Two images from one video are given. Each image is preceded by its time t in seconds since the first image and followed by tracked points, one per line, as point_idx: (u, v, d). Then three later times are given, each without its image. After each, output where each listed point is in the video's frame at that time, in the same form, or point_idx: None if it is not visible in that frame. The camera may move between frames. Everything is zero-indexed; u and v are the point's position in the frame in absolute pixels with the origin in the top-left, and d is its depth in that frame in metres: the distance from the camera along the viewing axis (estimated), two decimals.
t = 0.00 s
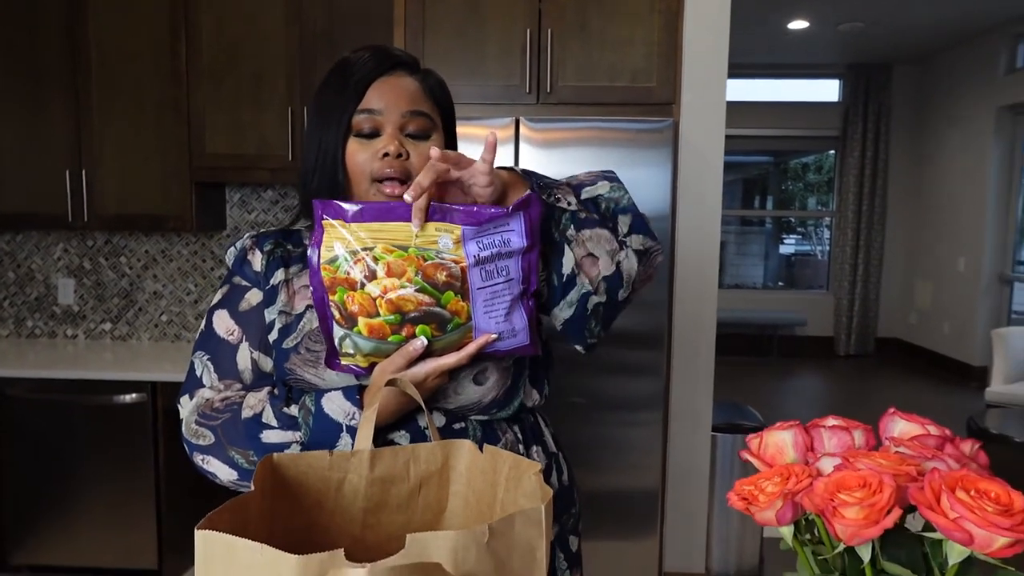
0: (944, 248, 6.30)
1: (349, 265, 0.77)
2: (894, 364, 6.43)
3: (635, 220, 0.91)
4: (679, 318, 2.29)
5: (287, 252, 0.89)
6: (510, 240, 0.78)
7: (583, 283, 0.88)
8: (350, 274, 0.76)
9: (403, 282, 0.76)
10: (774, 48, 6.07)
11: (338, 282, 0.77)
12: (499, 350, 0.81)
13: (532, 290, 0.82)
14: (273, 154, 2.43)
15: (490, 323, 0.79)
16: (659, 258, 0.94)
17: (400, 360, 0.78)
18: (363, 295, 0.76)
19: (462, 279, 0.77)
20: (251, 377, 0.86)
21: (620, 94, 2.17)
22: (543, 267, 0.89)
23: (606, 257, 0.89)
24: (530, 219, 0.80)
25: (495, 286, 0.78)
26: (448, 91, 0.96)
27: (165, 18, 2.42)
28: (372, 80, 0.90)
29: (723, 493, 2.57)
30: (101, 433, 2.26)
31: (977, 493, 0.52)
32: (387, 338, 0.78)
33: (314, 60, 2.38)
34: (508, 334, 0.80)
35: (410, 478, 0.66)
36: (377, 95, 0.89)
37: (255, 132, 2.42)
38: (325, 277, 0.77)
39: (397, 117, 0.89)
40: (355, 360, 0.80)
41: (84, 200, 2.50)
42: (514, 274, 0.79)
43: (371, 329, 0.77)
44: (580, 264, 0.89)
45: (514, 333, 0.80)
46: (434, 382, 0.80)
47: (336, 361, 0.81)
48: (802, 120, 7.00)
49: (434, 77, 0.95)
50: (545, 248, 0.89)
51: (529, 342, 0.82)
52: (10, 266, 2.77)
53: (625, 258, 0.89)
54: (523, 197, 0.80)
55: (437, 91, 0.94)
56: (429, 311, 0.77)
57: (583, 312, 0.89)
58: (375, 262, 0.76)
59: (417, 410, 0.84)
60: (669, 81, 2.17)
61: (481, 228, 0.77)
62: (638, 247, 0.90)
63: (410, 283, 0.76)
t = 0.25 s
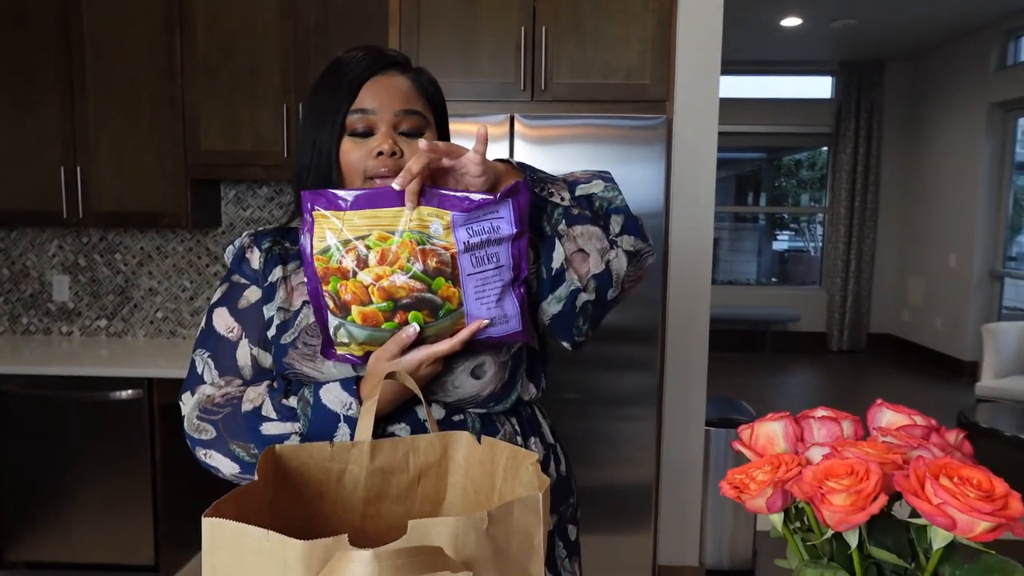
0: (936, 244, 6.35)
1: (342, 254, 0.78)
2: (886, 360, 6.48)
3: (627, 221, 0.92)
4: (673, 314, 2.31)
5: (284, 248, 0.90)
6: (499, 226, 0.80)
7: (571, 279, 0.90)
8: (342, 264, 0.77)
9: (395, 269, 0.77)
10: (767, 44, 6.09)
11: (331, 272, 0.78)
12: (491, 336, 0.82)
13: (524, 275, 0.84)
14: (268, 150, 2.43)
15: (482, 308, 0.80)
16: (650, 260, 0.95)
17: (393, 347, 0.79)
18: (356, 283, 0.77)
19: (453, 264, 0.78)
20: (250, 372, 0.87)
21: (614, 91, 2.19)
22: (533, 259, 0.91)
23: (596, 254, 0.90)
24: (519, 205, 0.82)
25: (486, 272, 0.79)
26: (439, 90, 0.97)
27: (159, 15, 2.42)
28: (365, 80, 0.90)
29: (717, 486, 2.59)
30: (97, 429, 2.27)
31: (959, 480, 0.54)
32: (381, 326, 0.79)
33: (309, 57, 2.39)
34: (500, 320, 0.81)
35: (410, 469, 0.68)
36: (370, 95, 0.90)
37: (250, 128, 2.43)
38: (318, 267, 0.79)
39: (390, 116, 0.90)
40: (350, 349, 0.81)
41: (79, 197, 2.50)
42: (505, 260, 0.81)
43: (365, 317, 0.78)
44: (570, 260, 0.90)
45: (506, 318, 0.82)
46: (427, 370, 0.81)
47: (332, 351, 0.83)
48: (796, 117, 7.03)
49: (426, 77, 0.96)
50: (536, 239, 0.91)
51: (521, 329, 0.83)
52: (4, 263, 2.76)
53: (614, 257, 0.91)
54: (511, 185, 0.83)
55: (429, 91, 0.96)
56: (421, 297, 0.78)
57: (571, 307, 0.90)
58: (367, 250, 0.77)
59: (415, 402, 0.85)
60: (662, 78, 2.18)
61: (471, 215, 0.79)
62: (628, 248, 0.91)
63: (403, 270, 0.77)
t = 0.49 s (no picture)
0: (928, 241, 6.39)
1: (339, 255, 0.79)
2: (879, 356, 6.53)
3: (634, 242, 0.94)
4: (667, 311, 2.33)
5: (285, 247, 0.91)
6: (494, 227, 0.80)
7: (572, 283, 0.91)
8: (340, 265, 0.79)
9: (392, 271, 0.78)
10: (761, 42, 6.11)
11: (330, 273, 0.79)
12: (488, 335, 0.84)
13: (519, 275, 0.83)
14: (264, 148, 2.44)
15: (478, 308, 0.81)
16: (647, 288, 0.97)
17: (392, 346, 0.81)
18: (355, 285, 0.78)
19: (448, 266, 0.79)
20: (252, 369, 0.88)
21: (609, 90, 2.21)
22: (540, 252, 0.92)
23: (600, 265, 0.91)
24: (513, 205, 0.81)
25: (481, 272, 0.80)
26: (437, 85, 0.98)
27: (155, 13, 2.42)
28: (361, 77, 0.92)
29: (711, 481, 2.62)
30: (94, 427, 2.27)
31: (943, 469, 0.56)
32: (379, 326, 0.80)
33: (305, 55, 2.39)
34: (495, 319, 0.82)
35: (410, 461, 0.69)
36: (367, 91, 0.91)
37: (246, 127, 2.43)
38: (317, 268, 0.80)
39: (387, 110, 0.91)
40: (350, 348, 0.82)
41: (74, 195, 2.50)
42: (500, 261, 0.81)
43: (362, 318, 0.79)
44: (574, 263, 0.91)
45: (501, 317, 0.83)
46: (426, 367, 0.84)
47: (331, 350, 0.84)
48: (789, 114, 7.07)
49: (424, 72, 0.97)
50: (545, 235, 0.92)
51: (515, 327, 0.84)
52: None
53: (616, 272, 0.92)
54: (507, 186, 0.81)
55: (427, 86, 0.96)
56: (418, 298, 0.79)
57: (566, 312, 0.92)
58: (364, 252, 0.77)
59: (415, 398, 0.87)
60: (656, 77, 2.20)
61: (467, 217, 0.79)
62: (630, 267, 0.93)
63: (399, 271, 0.78)
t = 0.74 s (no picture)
0: (923, 238, 6.43)
1: (342, 256, 0.81)
2: (874, 353, 6.57)
3: (650, 322, 0.99)
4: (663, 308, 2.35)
5: (286, 243, 0.93)
6: (494, 230, 0.82)
7: (587, 344, 0.97)
8: (342, 266, 0.80)
9: (394, 273, 0.80)
10: (756, 41, 6.14)
11: (331, 274, 0.81)
12: (486, 335, 0.85)
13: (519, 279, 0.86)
14: (262, 147, 2.45)
15: (477, 309, 0.83)
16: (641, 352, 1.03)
17: (392, 346, 0.81)
18: (357, 286, 0.80)
19: (449, 268, 0.81)
20: (254, 364, 0.90)
21: (605, 89, 2.22)
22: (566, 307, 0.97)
23: (615, 335, 0.96)
24: (515, 212, 0.83)
25: (481, 274, 0.82)
26: (430, 80, 0.99)
27: (153, 12, 2.43)
28: (353, 76, 0.94)
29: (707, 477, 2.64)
30: (93, 425, 2.28)
31: (928, 457, 0.58)
32: (380, 326, 0.82)
33: (303, 54, 2.41)
34: (494, 320, 0.84)
35: (412, 453, 0.71)
36: (359, 89, 0.93)
37: (244, 126, 2.44)
38: (319, 269, 0.81)
39: (379, 107, 0.92)
40: (351, 347, 0.84)
41: (73, 195, 2.51)
42: (500, 263, 0.83)
43: (364, 318, 0.81)
44: (594, 329, 0.96)
45: (500, 318, 0.84)
46: (427, 365, 0.85)
47: (332, 348, 0.85)
48: (784, 113, 7.10)
49: (415, 68, 0.98)
50: (576, 295, 0.96)
51: (515, 329, 0.86)
52: None
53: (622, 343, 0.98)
54: (508, 190, 0.83)
55: (418, 81, 0.97)
56: (418, 299, 0.81)
57: (573, 362, 0.99)
58: (365, 254, 0.80)
59: (414, 395, 0.88)
60: (652, 76, 2.22)
61: (468, 221, 0.81)
62: (635, 340, 0.99)
63: (400, 273, 0.80)
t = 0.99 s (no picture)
0: (918, 236, 6.46)
1: (358, 252, 0.82)
2: (870, 350, 6.60)
3: (628, 343, 1.03)
4: (659, 306, 2.37)
5: (295, 239, 0.96)
6: (506, 229, 0.84)
7: (564, 356, 1.01)
8: (358, 261, 0.82)
9: (409, 269, 0.82)
10: (752, 39, 6.16)
11: (348, 269, 0.83)
12: (496, 332, 0.87)
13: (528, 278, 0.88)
14: (261, 146, 2.46)
15: (488, 305, 0.85)
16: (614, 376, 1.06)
17: (405, 340, 0.83)
18: (373, 281, 0.82)
19: (463, 265, 0.83)
20: (263, 358, 0.92)
21: (601, 88, 2.24)
22: (548, 320, 1.02)
23: (593, 350, 1.00)
24: (526, 213, 0.86)
25: (493, 271, 0.84)
26: (434, 79, 1.00)
27: (151, 12, 2.44)
28: (356, 78, 0.95)
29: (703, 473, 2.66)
30: (94, 423, 2.30)
31: (913, 446, 0.60)
32: (394, 321, 0.84)
33: (301, 54, 2.42)
34: (504, 317, 0.86)
35: (412, 445, 0.73)
36: (361, 92, 0.94)
37: (242, 125, 2.45)
38: (335, 264, 0.83)
39: (381, 110, 0.93)
40: (363, 341, 0.85)
41: (72, 193, 2.52)
42: (511, 261, 0.85)
43: (378, 313, 0.83)
44: (573, 342, 1.00)
45: (511, 315, 0.86)
46: (436, 362, 0.86)
47: (344, 342, 0.86)
48: (780, 111, 7.12)
49: (419, 67, 0.99)
50: (558, 308, 1.01)
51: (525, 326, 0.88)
52: None
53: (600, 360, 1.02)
54: (521, 190, 0.86)
55: (422, 81, 0.98)
56: (432, 295, 0.83)
57: (549, 372, 1.02)
58: (383, 249, 0.82)
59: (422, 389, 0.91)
60: (648, 75, 2.24)
61: (481, 220, 0.83)
62: (613, 359, 1.02)
63: (415, 269, 0.82)
